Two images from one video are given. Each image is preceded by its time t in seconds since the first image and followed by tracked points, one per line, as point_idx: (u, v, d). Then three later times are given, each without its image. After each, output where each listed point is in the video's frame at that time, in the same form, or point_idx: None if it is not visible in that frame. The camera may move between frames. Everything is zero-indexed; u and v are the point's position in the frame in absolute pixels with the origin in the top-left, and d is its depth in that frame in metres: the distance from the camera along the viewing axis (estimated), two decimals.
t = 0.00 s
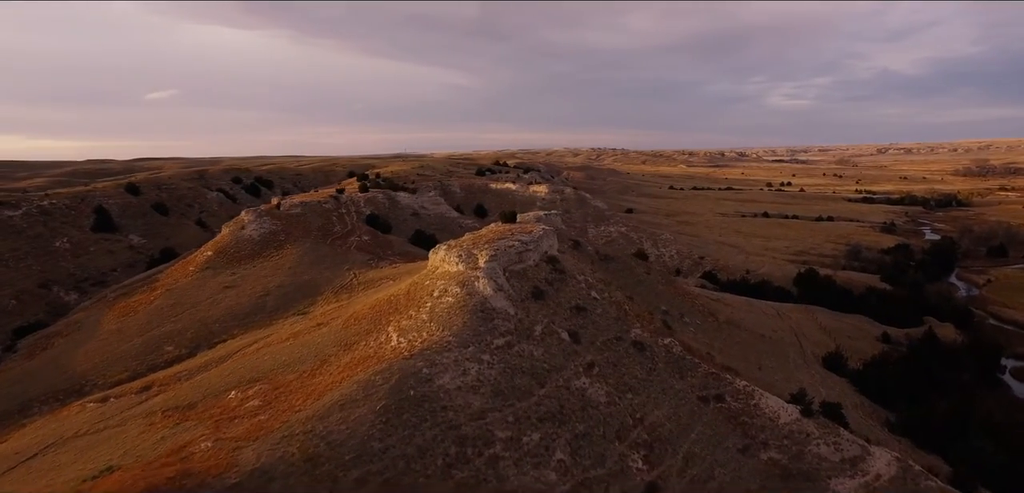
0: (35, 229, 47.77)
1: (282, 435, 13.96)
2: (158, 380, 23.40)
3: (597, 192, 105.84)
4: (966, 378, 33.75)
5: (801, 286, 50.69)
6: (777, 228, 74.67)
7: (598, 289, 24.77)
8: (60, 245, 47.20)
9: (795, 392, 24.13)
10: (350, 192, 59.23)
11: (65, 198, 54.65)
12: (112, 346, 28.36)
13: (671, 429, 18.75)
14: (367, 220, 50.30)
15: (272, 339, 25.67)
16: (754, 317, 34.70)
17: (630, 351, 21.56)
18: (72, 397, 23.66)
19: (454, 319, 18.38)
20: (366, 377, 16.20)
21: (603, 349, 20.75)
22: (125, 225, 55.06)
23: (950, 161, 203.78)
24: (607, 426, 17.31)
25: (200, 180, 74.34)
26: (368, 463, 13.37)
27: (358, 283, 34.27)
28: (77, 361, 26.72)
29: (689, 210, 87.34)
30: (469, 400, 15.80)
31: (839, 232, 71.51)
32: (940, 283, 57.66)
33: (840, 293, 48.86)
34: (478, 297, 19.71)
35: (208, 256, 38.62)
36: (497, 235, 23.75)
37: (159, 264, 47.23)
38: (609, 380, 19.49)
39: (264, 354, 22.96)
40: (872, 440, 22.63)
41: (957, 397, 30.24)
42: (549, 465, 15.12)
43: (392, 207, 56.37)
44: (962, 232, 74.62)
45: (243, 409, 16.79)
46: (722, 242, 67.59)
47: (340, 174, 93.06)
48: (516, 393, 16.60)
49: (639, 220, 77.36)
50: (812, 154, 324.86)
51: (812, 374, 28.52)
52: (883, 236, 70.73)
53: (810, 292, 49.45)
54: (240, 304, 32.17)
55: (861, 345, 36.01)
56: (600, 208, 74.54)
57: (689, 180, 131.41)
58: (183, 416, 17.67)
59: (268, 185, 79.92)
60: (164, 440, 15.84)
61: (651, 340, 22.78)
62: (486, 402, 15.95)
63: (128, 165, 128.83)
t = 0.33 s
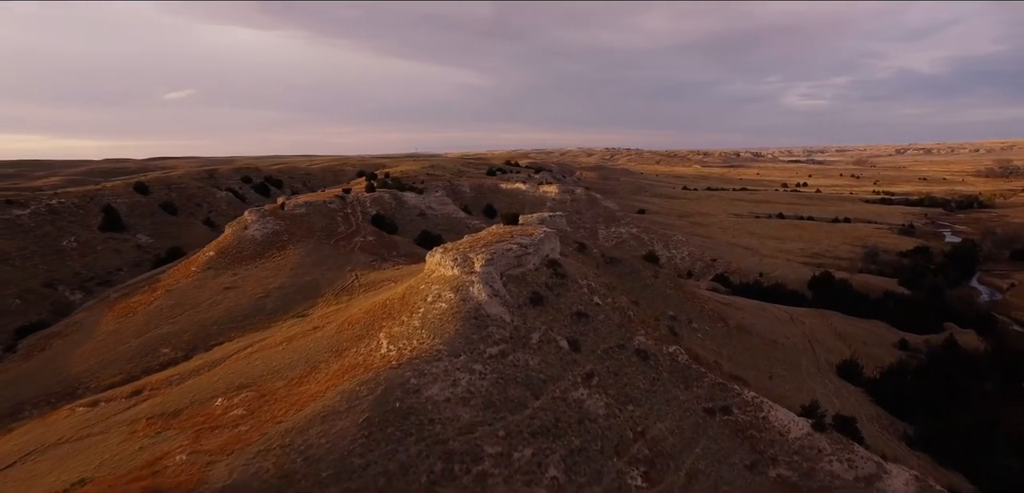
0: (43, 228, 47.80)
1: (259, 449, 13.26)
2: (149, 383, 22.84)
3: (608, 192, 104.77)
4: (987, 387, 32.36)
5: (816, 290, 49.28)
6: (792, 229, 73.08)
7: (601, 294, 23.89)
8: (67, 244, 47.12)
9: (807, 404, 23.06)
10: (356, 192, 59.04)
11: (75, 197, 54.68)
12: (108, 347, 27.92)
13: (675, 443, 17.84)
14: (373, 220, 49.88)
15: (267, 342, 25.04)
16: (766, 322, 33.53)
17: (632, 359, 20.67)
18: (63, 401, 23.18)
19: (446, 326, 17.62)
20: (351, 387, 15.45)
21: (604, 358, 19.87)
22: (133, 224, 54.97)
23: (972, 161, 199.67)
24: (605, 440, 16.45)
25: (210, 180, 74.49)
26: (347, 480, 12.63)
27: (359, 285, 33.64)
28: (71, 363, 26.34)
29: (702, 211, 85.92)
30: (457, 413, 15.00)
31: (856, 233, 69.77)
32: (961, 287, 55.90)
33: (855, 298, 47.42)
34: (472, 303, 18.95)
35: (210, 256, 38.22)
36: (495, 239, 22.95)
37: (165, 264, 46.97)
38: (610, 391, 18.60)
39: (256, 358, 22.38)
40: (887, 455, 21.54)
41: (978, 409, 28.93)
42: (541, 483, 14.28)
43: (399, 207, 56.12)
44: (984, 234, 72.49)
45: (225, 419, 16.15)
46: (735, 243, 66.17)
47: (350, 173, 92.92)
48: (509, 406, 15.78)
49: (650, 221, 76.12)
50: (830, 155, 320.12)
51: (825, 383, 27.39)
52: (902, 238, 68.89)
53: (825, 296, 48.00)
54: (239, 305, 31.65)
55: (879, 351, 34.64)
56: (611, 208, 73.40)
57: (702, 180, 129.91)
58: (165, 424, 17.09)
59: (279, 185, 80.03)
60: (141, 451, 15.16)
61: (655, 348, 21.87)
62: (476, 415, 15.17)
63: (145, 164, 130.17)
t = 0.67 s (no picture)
0: (55, 226, 47.85)
1: (235, 464, 12.59)
2: (142, 387, 22.38)
3: (622, 192, 103.47)
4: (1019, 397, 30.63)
5: (834, 294, 47.72)
6: (810, 231, 71.31)
7: (606, 300, 22.96)
8: (78, 242, 47.12)
9: (823, 418, 21.91)
10: (366, 192, 58.71)
11: (87, 196, 54.78)
12: (107, 347, 27.60)
13: (680, 459, 16.87)
14: (381, 220, 49.43)
15: (264, 346, 24.49)
16: (781, 328, 32.25)
17: (637, 369, 19.73)
18: (58, 405, 22.81)
19: (440, 334, 16.85)
20: (336, 398, 14.75)
21: (606, 368, 18.96)
22: (145, 223, 54.98)
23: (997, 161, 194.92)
24: (605, 457, 15.56)
25: (223, 179, 74.68)
26: None
27: (362, 287, 33.05)
28: (69, 364, 26.02)
29: (718, 212, 84.33)
30: (446, 427, 14.23)
31: (877, 236, 67.84)
32: (987, 292, 53.94)
33: (876, 303, 45.81)
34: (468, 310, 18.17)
35: (215, 257, 37.92)
36: (496, 241, 22.15)
37: (174, 263, 46.80)
38: (612, 403, 17.70)
39: (250, 362, 21.83)
40: (909, 475, 20.38)
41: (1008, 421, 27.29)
42: None
43: (408, 207, 55.79)
44: (1010, 237, 70.13)
45: (208, 428, 15.56)
46: (752, 245, 64.61)
47: (363, 173, 92.80)
48: (502, 420, 14.98)
49: (665, 222, 74.67)
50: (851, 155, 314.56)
51: (842, 394, 26.15)
52: (925, 240, 66.83)
53: (844, 300, 46.40)
54: (241, 306, 31.20)
55: (901, 359, 33.17)
56: (625, 208, 72.12)
57: (718, 180, 128.08)
58: (149, 432, 16.57)
59: (291, 184, 80.16)
60: (120, 461, 14.60)
61: (661, 357, 20.90)
62: (467, 430, 14.38)
63: (162, 163, 131.39)
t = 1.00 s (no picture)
0: (71, 225, 48.06)
1: (211, 481, 11.94)
2: (139, 391, 21.97)
3: (640, 193, 101.89)
4: None
5: (858, 299, 45.96)
6: (833, 233, 69.18)
7: (614, 306, 22.01)
8: (92, 241, 47.21)
9: (843, 436, 20.69)
10: (379, 192, 58.37)
11: (104, 194, 54.94)
12: (110, 347, 27.32)
13: (687, 478, 15.90)
14: (392, 220, 49.00)
15: (263, 349, 23.97)
16: (801, 336, 30.89)
17: (644, 381, 18.75)
18: (57, 408, 22.51)
19: (435, 343, 16.10)
20: (322, 410, 14.05)
21: (611, 380, 18.03)
22: (160, 222, 55.05)
23: None
24: (606, 476, 14.66)
25: (239, 178, 74.92)
26: None
27: (369, 289, 32.47)
28: (72, 365, 25.80)
29: (738, 213, 82.39)
30: (436, 444, 13.44)
31: (904, 238, 65.53)
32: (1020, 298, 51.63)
33: (902, 309, 43.96)
34: (466, 317, 17.38)
35: (223, 257, 37.68)
36: (499, 245, 21.33)
37: (186, 262, 46.68)
38: (616, 417, 16.77)
39: (247, 367, 21.32)
40: None
41: None
42: None
43: (420, 207, 55.31)
44: None
45: (193, 438, 15.01)
46: (773, 247, 62.77)
47: (379, 173, 92.75)
48: (496, 436, 14.17)
49: (683, 223, 73.01)
50: (877, 155, 307.44)
51: (864, 407, 24.82)
52: (954, 244, 64.41)
53: (868, 306, 44.60)
54: (246, 307, 30.81)
55: (928, 370, 31.57)
56: (642, 209, 70.65)
57: (738, 181, 126.13)
58: (135, 441, 16.09)
59: (306, 184, 80.30)
60: (99, 472, 14.08)
61: (671, 368, 19.89)
62: (459, 446, 13.59)
63: (183, 162, 132.87)
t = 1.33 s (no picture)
0: (92, 223, 48.58)
1: None
2: (139, 394, 21.67)
3: (662, 193, 100.17)
4: None
5: (887, 306, 43.99)
6: (863, 236, 66.76)
7: (626, 314, 20.99)
8: (112, 240, 47.65)
9: (871, 458, 19.33)
10: (395, 192, 58.00)
11: (126, 192, 55.50)
12: (116, 347, 27.20)
13: None
14: (406, 221, 48.54)
15: (266, 352, 23.52)
16: (826, 344, 29.43)
17: (654, 394, 17.73)
18: (60, 409, 22.35)
19: (430, 353, 15.33)
20: (309, 422, 13.39)
21: (619, 393, 17.05)
22: (179, 221, 55.45)
23: None
24: None
25: (259, 178, 75.39)
26: None
27: (378, 290, 31.91)
28: (78, 365, 25.73)
29: (763, 215, 80.24)
30: (426, 462, 12.65)
31: (937, 242, 62.89)
32: None
33: (935, 317, 41.91)
34: (465, 325, 16.61)
35: (235, 257, 37.56)
36: (504, 248, 20.50)
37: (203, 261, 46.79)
38: (622, 433, 15.81)
39: (247, 371, 20.87)
40: None
41: None
42: None
43: (436, 208, 54.79)
44: None
45: (178, 448, 14.49)
46: (799, 250, 60.74)
47: (399, 172, 92.69)
48: (491, 455, 13.32)
49: (706, 224, 71.23)
50: (911, 155, 298.65)
51: (892, 423, 23.41)
52: (991, 248, 61.57)
53: (899, 313, 42.63)
54: (254, 308, 30.50)
55: (963, 383, 29.78)
56: (664, 210, 69.12)
57: (764, 182, 123.54)
58: (124, 448, 15.65)
59: (326, 183, 80.54)
60: (82, 483, 13.63)
61: (684, 380, 18.84)
62: (450, 465, 12.80)
63: (208, 160, 134.80)
